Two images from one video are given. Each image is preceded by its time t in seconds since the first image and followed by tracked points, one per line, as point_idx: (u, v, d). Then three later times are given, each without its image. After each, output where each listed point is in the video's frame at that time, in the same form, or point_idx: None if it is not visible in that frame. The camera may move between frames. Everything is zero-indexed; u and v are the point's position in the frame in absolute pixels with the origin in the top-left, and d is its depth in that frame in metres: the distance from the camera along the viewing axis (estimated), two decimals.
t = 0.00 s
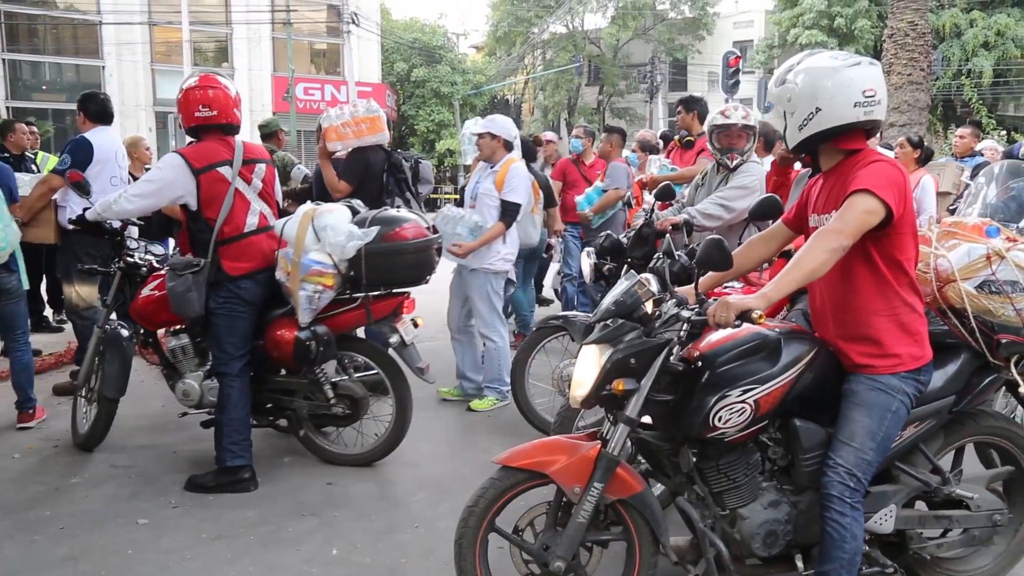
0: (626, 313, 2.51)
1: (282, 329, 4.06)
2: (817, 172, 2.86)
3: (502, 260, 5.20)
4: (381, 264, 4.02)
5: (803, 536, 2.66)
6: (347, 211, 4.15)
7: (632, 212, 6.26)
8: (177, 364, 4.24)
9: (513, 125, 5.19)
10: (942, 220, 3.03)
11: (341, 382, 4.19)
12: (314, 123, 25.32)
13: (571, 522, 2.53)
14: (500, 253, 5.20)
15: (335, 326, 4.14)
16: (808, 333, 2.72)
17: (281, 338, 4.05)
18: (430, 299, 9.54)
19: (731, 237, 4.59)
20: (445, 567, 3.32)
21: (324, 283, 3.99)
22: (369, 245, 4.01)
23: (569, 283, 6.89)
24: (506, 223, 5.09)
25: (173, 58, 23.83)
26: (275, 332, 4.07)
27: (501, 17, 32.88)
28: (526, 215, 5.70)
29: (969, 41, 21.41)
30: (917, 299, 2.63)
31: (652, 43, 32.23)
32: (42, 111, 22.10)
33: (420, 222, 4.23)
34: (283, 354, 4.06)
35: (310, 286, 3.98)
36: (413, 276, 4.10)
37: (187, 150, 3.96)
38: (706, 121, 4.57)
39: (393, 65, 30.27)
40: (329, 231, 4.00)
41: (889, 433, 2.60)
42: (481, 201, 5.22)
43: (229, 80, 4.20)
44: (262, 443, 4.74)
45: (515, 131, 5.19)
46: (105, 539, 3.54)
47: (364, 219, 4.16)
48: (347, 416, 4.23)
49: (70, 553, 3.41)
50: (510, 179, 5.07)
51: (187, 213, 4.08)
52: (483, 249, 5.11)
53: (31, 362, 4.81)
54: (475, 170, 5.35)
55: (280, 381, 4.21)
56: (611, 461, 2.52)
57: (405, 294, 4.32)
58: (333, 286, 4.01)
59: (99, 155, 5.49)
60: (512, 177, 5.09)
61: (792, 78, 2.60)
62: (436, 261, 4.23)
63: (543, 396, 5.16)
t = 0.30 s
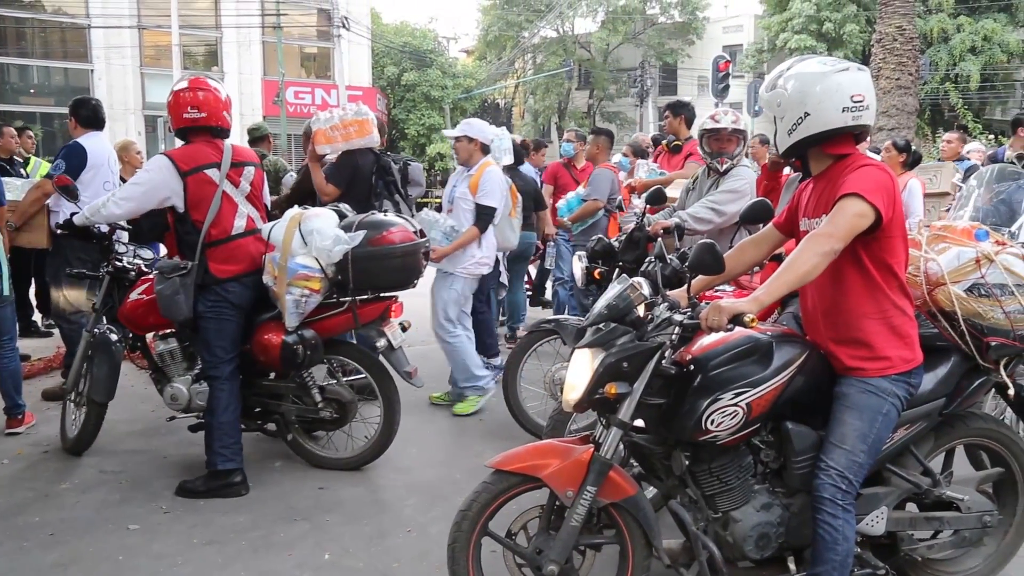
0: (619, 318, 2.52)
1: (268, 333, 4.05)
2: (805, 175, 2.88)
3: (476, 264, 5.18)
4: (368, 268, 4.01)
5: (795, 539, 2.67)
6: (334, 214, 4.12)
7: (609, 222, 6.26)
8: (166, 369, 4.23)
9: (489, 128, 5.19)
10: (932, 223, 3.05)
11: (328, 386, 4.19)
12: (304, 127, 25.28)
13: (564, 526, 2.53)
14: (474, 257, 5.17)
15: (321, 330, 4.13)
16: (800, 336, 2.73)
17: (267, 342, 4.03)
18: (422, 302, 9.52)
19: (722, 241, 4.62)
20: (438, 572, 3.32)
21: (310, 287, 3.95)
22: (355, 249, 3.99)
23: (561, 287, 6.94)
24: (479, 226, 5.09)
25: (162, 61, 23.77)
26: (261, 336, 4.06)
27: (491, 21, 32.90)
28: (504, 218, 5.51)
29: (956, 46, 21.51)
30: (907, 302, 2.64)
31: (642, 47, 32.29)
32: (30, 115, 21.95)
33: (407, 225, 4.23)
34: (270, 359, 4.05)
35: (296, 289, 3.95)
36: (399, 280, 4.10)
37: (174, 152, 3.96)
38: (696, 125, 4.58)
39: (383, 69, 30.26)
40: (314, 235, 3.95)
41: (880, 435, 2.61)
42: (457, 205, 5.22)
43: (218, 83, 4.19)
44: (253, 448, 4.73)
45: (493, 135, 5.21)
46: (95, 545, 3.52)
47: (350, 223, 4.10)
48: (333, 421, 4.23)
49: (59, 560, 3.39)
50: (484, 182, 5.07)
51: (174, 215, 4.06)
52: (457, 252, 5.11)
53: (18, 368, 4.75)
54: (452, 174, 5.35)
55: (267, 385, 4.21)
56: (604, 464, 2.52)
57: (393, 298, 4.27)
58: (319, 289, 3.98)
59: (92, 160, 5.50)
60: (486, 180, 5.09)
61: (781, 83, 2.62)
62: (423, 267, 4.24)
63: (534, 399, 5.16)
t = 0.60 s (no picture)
0: (613, 321, 2.52)
1: (267, 331, 4.05)
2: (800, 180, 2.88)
3: (458, 267, 5.11)
4: (368, 268, 4.01)
5: (787, 542, 2.68)
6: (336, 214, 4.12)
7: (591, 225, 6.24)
8: (159, 368, 4.22)
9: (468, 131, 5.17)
10: (925, 229, 3.06)
11: (325, 386, 4.20)
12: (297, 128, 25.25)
13: (557, 528, 2.53)
14: (456, 261, 5.10)
15: (321, 329, 4.13)
16: (793, 341, 2.74)
17: (267, 340, 4.03)
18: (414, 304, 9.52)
19: (716, 244, 4.63)
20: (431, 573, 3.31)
21: (310, 285, 3.96)
22: (357, 248, 3.99)
23: (554, 289, 6.95)
24: (461, 229, 5.03)
25: (156, 60, 23.73)
26: (260, 334, 4.06)
27: (485, 23, 32.91)
28: (484, 221, 5.61)
29: (948, 52, 21.69)
30: (900, 307, 2.65)
31: (636, 50, 32.37)
32: (22, 113, 21.83)
33: (407, 226, 4.21)
34: (269, 357, 4.04)
35: (296, 287, 3.95)
36: (398, 280, 4.10)
37: (180, 150, 3.96)
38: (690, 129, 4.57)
39: (377, 70, 30.26)
40: (318, 234, 3.95)
41: (873, 439, 2.63)
42: (437, 208, 5.15)
43: (223, 82, 4.19)
44: (245, 448, 4.72)
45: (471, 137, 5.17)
46: (86, 545, 3.51)
47: (352, 223, 4.12)
48: (330, 421, 4.22)
49: (48, 560, 3.37)
50: (465, 184, 5.02)
51: (176, 213, 4.07)
52: (440, 257, 5.03)
53: (28, 360, 4.93)
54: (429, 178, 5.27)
55: (263, 385, 4.19)
56: (598, 467, 2.52)
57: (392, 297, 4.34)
58: (319, 288, 3.98)
59: (88, 158, 5.49)
60: (466, 182, 5.04)
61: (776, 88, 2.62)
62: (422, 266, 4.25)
63: (527, 401, 5.16)
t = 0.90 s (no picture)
0: (603, 325, 2.52)
1: (267, 333, 4.05)
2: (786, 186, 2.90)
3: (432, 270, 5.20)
4: (371, 271, 4.04)
5: (776, 547, 2.69)
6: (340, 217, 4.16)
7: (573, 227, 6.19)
8: (151, 373, 4.18)
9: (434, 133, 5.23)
10: (912, 235, 3.08)
11: (324, 389, 4.19)
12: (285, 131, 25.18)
13: (547, 533, 2.52)
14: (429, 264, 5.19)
15: (322, 332, 4.11)
16: (781, 346, 2.75)
17: (267, 342, 4.03)
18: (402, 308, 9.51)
19: (706, 249, 4.65)
20: None
21: (314, 286, 3.98)
22: (362, 249, 4.03)
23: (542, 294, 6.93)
24: (433, 232, 5.12)
25: (143, 63, 23.63)
26: (260, 336, 4.05)
27: (475, 28, 32.92)
28: (457, 224, 5.77)
29: (933, 60, 21.78)
30: (887, 312, 2.67)
31: (624, 56, 32.46)
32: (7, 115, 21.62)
33: (409, 230, 4.24)
34: (270, 358, 4.04)
35: (300, 288, 3.97)
36: (401, 283, 4.14)
37: (191, 153, 4.02)
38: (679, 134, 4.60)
39: (366, 74, 30.21)
40: (322, 235, 3.98)
41: (861, 444, 2.64)
42: (407, 213, 5.23)
43: (225, 88, 4.25)
44: (232, 454, 4.70)
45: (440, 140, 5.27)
46: (71, 551, 3.48)
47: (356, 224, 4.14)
48: (327, 425, 4.20)
49: (33, 566, 3.34)
50: (434, 187, 5.11)
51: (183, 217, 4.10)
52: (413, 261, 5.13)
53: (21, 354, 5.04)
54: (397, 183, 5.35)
55: (258, 390, 4.18)
56: (587, 473, 2.52)
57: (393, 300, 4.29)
58: (323, 289, 4.01)
59: (76, 161, 5.44)
60: (438, 186, 5.13)
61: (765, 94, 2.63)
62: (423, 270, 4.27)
63: (516, 407, 5.16)
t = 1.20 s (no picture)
0: (586, 327, 2.51)
1: (266, 335, 4.00)
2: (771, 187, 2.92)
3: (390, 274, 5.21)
4: (370, 274, 4.09)
5: (759, 547, 2.70)
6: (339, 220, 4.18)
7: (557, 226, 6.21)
8: (145, 377, 4.15)
9: (392, 137, 5.30)
10: (892, 237, 3.11)
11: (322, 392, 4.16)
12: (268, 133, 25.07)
13: (532, 536, 2.52)
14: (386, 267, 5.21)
15: (321, 334, 4.10)
16: (763, 347, 2.77)
17: (266, 344, 3.98)
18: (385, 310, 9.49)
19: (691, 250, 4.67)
20: None
21: (314, 288, 3.96)
22: (362, 251, 4.08)
23: (525, 296, 6.92)
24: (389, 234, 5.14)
25: (124, 64, 23.46)
26: (259, 339, 4.01)
27: (459, 30, 32.89)
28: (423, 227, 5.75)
29: (914, 63, 22.04)
30: (867, 313, 2.70)
31: (608, 58, 32.56)
32: None
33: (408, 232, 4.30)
34: (269, 361, 3.99)
35: (299, 290, 3.94)
36: (399, 286, 4.19)
37: (186, 158, 3.98)
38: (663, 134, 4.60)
39: (349, 76, 30.12)
40: (323, 238, 3.96)
41: (843, 443, 2.66)
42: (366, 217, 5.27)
43: (216, 95, 4.23)
44: (215, 457, 4.67)
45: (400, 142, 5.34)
46: (51, 557, 3.44)
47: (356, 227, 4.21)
48: (325, 428, 4.18)
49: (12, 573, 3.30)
50: (389, 189, 5.15)
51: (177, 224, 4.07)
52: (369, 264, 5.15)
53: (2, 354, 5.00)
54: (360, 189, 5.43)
55: (255, 393, 4.13)
56: (572, 474, 2.52)
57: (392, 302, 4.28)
58: (322, 291, 3.99)
59: (56, 162, 5.42)
60: (392, 187, 5.17)
61: (759, 90, 2.64)
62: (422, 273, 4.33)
63: (501, 409, 5.17)
